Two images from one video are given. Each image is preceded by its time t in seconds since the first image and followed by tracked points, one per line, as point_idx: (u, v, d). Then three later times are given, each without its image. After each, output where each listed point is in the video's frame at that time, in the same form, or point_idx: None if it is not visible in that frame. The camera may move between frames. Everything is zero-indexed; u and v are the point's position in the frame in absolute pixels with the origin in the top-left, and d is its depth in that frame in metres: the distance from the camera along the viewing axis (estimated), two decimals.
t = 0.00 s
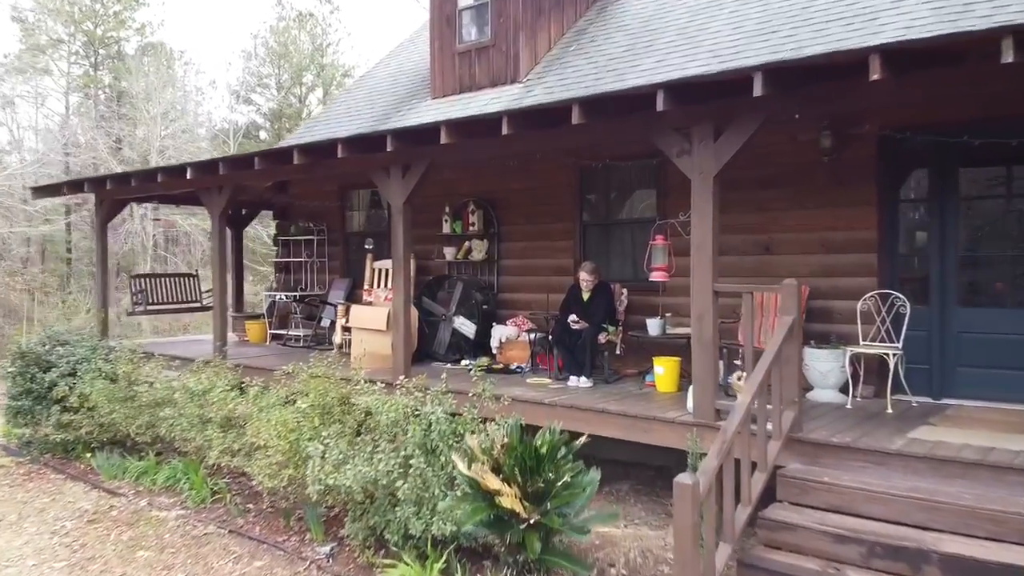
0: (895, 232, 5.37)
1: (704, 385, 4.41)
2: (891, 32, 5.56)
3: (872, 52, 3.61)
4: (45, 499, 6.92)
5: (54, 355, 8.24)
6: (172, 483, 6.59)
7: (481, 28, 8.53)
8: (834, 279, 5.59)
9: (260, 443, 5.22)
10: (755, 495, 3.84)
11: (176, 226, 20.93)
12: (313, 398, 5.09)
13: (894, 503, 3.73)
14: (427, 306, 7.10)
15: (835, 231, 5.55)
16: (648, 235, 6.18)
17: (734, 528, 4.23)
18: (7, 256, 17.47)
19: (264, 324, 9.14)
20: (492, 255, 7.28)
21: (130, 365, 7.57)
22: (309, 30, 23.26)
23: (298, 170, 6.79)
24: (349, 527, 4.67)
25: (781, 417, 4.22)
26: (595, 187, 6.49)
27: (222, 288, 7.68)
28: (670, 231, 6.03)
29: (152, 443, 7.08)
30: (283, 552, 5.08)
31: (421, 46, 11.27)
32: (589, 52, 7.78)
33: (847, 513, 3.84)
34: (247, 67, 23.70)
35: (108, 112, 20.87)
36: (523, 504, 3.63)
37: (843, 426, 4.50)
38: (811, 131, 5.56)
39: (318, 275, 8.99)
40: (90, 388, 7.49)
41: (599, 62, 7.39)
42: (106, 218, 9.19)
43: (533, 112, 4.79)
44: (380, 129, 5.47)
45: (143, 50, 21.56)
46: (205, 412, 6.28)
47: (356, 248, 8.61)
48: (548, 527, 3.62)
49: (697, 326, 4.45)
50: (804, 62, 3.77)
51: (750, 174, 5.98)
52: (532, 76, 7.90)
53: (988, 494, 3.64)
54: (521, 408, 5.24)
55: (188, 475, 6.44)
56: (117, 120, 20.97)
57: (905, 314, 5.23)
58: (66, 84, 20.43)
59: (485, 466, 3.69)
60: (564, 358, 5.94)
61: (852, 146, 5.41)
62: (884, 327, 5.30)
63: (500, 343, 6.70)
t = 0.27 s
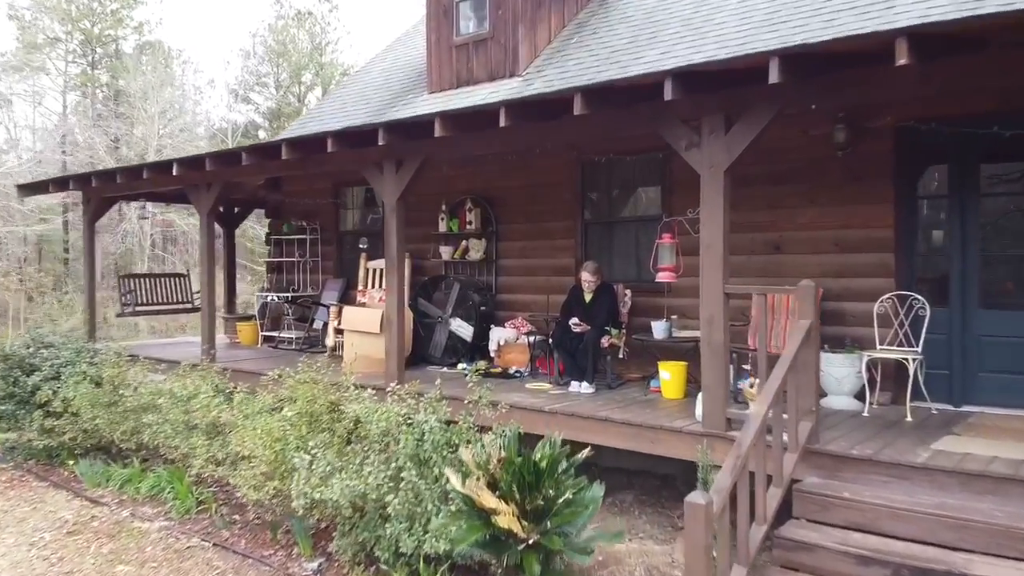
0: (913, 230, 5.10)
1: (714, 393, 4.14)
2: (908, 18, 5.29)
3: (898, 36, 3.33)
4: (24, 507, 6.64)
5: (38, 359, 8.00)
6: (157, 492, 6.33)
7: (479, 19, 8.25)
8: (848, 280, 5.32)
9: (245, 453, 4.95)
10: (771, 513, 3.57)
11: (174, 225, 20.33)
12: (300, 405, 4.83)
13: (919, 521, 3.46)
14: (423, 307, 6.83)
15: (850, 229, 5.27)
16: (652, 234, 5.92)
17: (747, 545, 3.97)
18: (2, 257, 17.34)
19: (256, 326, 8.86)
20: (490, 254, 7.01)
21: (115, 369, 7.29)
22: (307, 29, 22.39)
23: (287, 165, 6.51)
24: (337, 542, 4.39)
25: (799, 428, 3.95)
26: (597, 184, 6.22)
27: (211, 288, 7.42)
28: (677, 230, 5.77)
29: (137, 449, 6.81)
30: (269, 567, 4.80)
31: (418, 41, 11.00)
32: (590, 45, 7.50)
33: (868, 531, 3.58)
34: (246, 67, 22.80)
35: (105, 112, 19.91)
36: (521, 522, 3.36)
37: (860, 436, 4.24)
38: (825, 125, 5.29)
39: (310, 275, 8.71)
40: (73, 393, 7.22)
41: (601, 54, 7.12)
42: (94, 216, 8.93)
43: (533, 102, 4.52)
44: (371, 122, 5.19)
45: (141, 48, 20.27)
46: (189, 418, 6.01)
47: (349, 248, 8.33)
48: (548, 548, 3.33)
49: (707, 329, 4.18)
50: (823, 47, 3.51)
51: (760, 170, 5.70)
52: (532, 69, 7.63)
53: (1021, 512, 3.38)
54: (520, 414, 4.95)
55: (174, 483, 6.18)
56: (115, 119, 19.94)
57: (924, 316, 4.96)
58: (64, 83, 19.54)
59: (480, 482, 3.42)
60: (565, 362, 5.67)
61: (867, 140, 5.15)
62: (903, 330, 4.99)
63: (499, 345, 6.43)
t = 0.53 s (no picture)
0: (934, 229, 4.83)
1: (725, 402, 3.88)
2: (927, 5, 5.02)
3: (929, 17, 3.07)
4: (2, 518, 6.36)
5: (20, 362, 7.73)
6: (140, 502, 6.06)
7: (477, 11, 7.98)
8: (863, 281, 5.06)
9: (228, 464, 4.67)
10: (788, 533, 3.31)
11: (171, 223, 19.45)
12: (285, 414, 4.56)
13: (947, 541, 3.21)
14: (418, 309, 6.57)
15: (867, 227, 4.99)
16: (658, 233, 5.66)
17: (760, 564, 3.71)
18: None
19: (247, 328, 8.58)
20: (488, 254, 6.75)
21: (99, 373, 7.02)
22: (307, 28, 21.83)
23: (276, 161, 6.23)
24: (324, 561, 4.12)
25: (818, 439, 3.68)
26: (601, 181, 5.95)
27: (199, 289, 7.15)
28: (685, 228, 5.50)
29: (121, 458, 6.53)
30: None
31: (416, 35, 10.71)
32: (592, 37, 7.23)
33: (891, 551, 3.33)
34: (246, 66, 22.26)
35: (104, 110, 18.93)
36: (518, 545, 3.07)
37: (880, 447, 3.98)
38: (840, 118, 5.02)
39: (303, 276, 8.44)
40: (56, 399, 6.95)
41: (604, 46, 6.85)
42: (80, 214, 8.66)
43: (532, 92, 4.24)
44: (363, 114, 4.92)
45: (139, 47, 19.05)
46: (173, 426, 5.75)
47: (343, 248, 8.06)
48: (548, 573, 3.03)
49: (718, 335, 3.91)
50: (846, 29, 3.24)
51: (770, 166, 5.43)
52: (531, 62, 7.36)
53: None
54: (519, 423, 4.66)
55: (157, 493, 5.91)
56: (113, 118, 19.06)
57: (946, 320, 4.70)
58: (62, 83, 18.56)
59: (474, 501, 3.13)
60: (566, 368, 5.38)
61: (886, 133, 4.88)
62: (923, 334, 4.75)
63: (497, 348, 6.18)
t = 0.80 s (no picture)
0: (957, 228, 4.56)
1: (738, 412, 3.61)
2: None
3: None
4: None
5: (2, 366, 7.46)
6: (121, 513, 5.80)
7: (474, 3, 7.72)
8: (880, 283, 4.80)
9: (209, 477, 4.41)
10: (808, 557, 3.05)
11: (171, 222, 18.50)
12: (268, 425, 4.29)
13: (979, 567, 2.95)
14: (412, 312, 6.30)
15: (885, 226, 4.72)
16: (664, 232, 5.39)
17: None
18: None
19: (238, 330, 8.31)
20: (486, 254, 6.48)
21: (81, 378, 6.75)
22: (306, 27, 21.25)
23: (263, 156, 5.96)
24: None
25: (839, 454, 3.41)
26: (604, 178, 5.69)
27: (185, 293, 6.88)
28: (695, 226, 5.23)
29: (103, 467, 6.26)
30: None
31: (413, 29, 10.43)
32: (594, 29, 6.95)
33: None
34: (245, 66, 21.73)
35: (102, 109, 18.30)
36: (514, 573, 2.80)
37: (903, 461, 3.71)
38: (856, 110, 4.75)
39: (295, 277, 8.17)
40: (37, 405, 6.68)
41: (606, 37, 6.59)
42: (66, 213, 8.39)
43: (531, 81, 3.98)
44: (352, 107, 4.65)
45: (137, 45, 18.50)
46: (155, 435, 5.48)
47: (335, 248, 7.79)
48: None
49: (730, 341, 3.64)
50: (871, 10, 2.97)
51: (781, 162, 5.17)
52: (531, 55, 7.09)
53: None
54: (516, 433, 4.39)
55: (139, 505, 5.64)
56: (111, 118, 18.41)
57: (970, 324, 4.43)
58: (59, 83, 17.84)
59: (466, 525, 2.86)
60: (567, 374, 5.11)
61: (905, 128, 4.61)
62: (945, 339, 4.48)
63: (495, 353, 5.94)
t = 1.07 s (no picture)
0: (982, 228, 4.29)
1: (753, 425, 3.35)
2: None
3: None
4: None
5: None
6: (102, 526, 5.53)
7: None
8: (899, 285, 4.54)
9: (187, 492, 4.14)
10: None
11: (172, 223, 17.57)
12: (251, 437, 4.03)
13: None
14: (407, 315, 6.04)
15: (905, 225, 4.45)
16: (670, 232, 5.13)
17: None
18: None
19: (228, 333, 8.05)
20: (483, 254, 6.21)
21: (63, 384, 6.48)
22: (305, 27, 20.88)
23: (251, 152, 5.70)
24: None
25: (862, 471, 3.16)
26: (607, 175, 5.42)
27: (171, 296, 6.62)
28: (705, 224, 4.97)
29: (84, 476, 5.99)
30: None
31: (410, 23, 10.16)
32: (596, 20, 6.68)
33: None
34: (243, 65, 21.35)
35: (98, 108, 17.72)
36: None
37: (929, 477, 3.45)
38: (874, 103, 4.49)
39: (287, 278, 7.91)
40: (16, 412, 6.41)
41: (608, 29, 6.33)
42: (51, 213, 8.12)
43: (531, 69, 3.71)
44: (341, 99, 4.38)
45: (134, 45, 17.88)
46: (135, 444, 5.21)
47: (328, 249, 7.53)
48: None
49: (744, 348, 3.38)
50: None
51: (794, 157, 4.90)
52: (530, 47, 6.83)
53: None
54: (515, 445, 4.12)
55: (120, 518, 5.37)
56: (107, 117, 17.87)
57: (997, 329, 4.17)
58: (56, 83, 17.16)
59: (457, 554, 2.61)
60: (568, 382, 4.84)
61: (926, 121, 4.35)
62: (970, 345, 4.22)
63: (493, 358, 5.68)
